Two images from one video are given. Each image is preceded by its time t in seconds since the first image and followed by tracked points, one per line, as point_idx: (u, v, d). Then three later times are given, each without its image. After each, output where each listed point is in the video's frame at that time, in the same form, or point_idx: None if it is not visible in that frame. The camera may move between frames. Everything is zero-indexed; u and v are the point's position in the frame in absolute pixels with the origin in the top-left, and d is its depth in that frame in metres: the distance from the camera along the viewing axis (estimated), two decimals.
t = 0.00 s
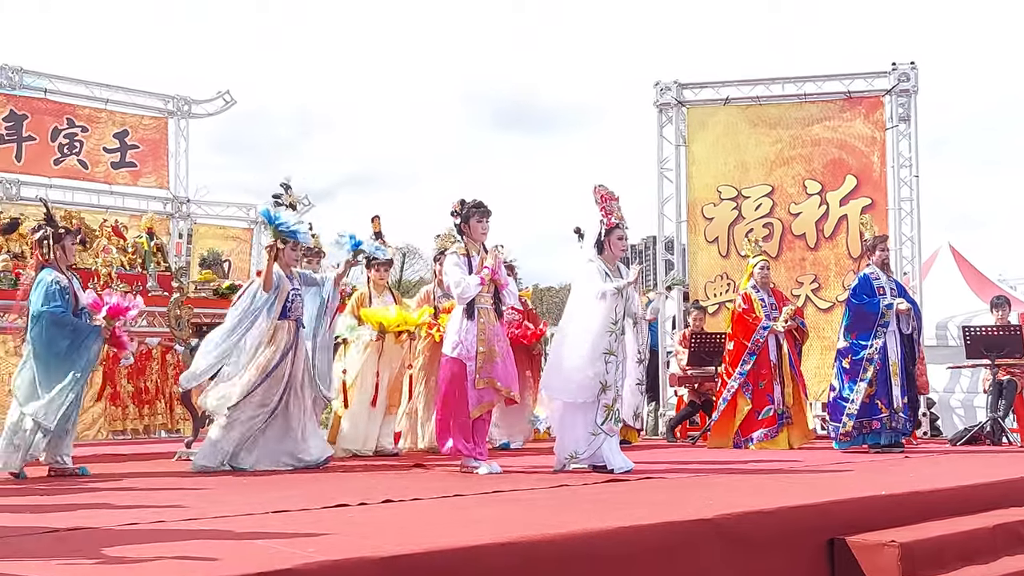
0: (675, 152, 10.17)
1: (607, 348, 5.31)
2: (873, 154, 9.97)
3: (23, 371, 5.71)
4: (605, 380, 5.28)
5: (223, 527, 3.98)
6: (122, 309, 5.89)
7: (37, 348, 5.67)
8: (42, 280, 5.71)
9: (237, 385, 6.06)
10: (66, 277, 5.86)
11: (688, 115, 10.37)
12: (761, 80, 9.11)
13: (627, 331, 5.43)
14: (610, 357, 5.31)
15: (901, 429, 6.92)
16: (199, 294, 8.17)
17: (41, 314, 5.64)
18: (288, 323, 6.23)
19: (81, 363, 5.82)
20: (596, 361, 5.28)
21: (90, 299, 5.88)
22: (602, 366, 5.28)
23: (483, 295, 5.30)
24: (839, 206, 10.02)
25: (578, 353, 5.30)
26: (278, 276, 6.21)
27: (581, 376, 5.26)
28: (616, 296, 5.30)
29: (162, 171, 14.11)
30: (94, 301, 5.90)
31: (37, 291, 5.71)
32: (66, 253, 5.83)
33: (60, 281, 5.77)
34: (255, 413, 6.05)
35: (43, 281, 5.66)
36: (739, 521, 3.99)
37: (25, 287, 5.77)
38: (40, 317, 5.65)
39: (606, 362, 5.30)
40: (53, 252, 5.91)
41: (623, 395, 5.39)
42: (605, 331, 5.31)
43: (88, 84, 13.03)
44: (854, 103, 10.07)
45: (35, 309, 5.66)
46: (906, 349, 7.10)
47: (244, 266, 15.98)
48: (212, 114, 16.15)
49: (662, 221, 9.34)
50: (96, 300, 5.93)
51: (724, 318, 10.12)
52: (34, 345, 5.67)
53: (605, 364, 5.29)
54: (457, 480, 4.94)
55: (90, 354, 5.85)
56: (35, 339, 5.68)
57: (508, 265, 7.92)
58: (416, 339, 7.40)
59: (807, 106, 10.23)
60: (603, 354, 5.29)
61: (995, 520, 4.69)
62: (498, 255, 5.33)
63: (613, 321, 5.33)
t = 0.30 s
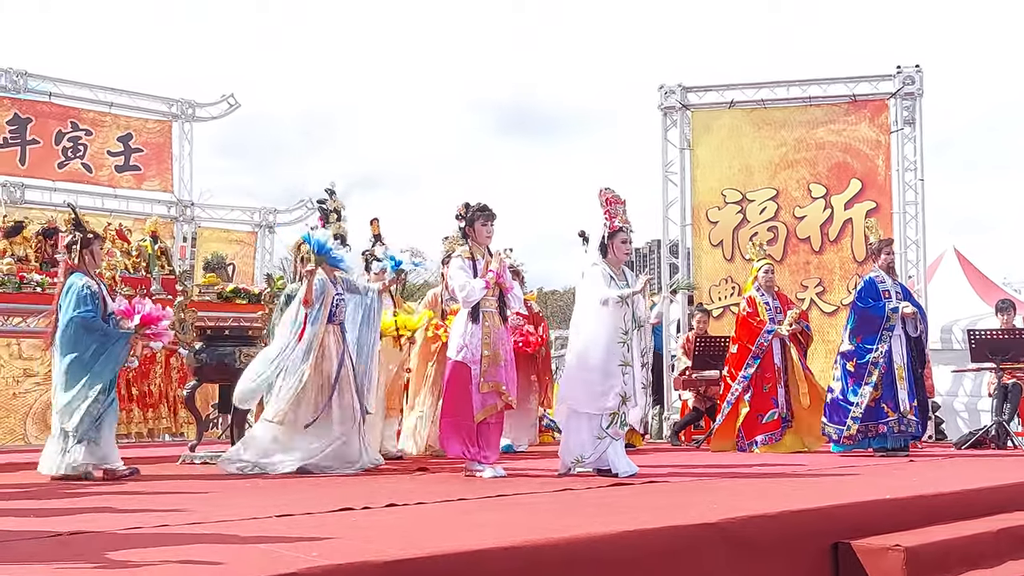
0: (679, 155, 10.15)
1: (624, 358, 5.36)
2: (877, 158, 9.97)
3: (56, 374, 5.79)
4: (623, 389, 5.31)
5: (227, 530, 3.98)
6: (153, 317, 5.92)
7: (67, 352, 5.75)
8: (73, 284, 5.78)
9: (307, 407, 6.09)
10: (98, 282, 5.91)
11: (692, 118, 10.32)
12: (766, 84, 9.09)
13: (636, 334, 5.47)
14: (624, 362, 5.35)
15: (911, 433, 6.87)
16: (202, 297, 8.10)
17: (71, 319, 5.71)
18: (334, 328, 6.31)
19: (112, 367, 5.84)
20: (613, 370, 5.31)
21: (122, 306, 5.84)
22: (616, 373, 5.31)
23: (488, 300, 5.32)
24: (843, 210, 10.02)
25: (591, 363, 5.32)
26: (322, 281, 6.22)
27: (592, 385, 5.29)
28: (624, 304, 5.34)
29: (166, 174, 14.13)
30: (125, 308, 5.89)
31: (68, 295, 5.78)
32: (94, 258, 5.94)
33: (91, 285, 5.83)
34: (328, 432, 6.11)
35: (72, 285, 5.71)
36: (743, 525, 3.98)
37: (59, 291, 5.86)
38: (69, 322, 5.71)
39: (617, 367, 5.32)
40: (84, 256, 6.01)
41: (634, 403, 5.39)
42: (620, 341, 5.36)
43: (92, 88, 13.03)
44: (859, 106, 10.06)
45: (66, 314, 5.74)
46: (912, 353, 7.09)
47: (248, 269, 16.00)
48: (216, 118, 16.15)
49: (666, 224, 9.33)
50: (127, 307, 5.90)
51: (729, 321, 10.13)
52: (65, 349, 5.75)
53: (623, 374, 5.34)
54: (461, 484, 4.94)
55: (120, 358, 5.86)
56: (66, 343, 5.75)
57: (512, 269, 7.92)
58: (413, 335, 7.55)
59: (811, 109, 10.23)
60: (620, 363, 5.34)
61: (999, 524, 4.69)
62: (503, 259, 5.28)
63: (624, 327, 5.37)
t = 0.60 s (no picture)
0: (681, 159, 10.15)
1: (622, 371, 5.33)
2: (879, 162, 9.97)
3: (82, 375, 5.60)
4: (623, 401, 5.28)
5: (227, 535, 3.97)
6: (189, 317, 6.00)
7: (97, 352, 5.58)
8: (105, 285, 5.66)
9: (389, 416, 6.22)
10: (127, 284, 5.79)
11: (694, 123, 10.34)
12: (767, 88, 9.09)
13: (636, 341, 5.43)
14: (621, 372, 5.33)
15: (912, 438, 6.88)
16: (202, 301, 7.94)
17: (103, 318, 5.56)
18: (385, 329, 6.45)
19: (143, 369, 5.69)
20: (613, 381, 5.30)
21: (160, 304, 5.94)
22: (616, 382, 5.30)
23: (490, 303, 5.32)
24: (845, 214, 10.02)
25: (593, 371, 5.34)
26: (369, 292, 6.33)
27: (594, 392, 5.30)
28: (624, 311, 5.33)
29: (167, 179, 14.08)
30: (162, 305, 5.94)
31: (100, 296, 5.65)
32: (124, 261, 5.85)
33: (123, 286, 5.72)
34: (405, 436, 6.27)
35: (106, 286, 5.59)
36: (745, 529, 3.97)
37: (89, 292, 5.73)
38: (102, 321, 5.57)
39: (618, 375, 5.32)
40: (112, 260, 5.91)
41: (637, 410, 5.39)
42: (617, 353, 5.34)
43: (93, 92, 13.02)
44: (860, 110, 10.08)
45: (97, 314, 5.60)
46: (912, 357, 7.10)
47: (249, 273, 16.00)
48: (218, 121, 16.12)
49: (668, 229, 9.33)
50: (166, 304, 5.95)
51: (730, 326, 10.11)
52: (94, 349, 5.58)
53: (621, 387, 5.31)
54: (462, 488, 4.93)
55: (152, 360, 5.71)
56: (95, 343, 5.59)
57: (515, 273, 7.89)
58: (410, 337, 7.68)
59: (813, 114, 10.23)
60: (619, 376, 5.31)
61: (1001, 528, 4.68)
62: (504, 263, 5.35)
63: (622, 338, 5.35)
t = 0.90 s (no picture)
0: (680, 162, 10.16)
1: (606, 380, 5.33)
2: (878, 164, 9.97)
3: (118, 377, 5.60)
4: (609, 409, 5.28)
5: (226, 537, 3.97)
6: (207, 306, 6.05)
7: (131, 351, 5.57)
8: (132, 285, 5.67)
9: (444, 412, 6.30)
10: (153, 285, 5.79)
11: (693, 125, 10.35)
12: (767, 90, 9.10)
13: (631, 345, 5.41)
14: (611, 379, 5.31)
15: (912, 440, 6.90)
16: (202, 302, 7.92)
17: (134, 318, 5.56)
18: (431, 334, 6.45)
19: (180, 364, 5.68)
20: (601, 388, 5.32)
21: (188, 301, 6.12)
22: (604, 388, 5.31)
23: (489, 305, 5.32)
24: (844, 216, 10.02)
25: (595, 376, 5.36)
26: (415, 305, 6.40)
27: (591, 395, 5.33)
28: (620, 318, 5.32)
29: (166, 181, 14.09)
30: (186, 301, 6.25)
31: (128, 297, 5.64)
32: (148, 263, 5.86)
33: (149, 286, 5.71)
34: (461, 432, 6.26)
35: (132, 285, 5.59)
36: (744, 531, 3.97)
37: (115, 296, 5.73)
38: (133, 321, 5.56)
39: (607, 380, 5.32)
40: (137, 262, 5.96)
41: (636, 408, 5.38)
42: (603, 361, 5.34)
43: (92, 93, 13.01)
44: (859, 112, 10.08)
45: (127, 315, 5.59)
46: (910, 360, 7.12)
47: (248, 275, 15.99)
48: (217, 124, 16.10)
49: (668, 230, 9.33)
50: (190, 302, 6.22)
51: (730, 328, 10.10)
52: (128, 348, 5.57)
53: (603, 396, 5.31)
54: (461, 490, 4.93)
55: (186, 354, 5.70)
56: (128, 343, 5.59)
57: (516, 275, 7.92)
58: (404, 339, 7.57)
59: (812, 116, 10.23)
60: (602, 385, 5.32)
61: (1001, 531, 4.68)
62: (504, 266, 5.34)
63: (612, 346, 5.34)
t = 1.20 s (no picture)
0: (679, 164, 10.16)
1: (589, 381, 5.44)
2: (876, 166, 9.97)
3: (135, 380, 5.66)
4: (612, 411, 5.35)
5: (224, 538, 3.97)
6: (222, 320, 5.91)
7: (154, 352, 5.68)
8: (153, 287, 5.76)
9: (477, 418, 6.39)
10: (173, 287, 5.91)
11: (692, 127, 10.34)
12: (765, 93, 9.09)
13: (631, 346, 5.50)
14: (611, 380, 5.40)
15: (911, 442, 6.91)
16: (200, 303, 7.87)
17: (158, 319, 5.68)
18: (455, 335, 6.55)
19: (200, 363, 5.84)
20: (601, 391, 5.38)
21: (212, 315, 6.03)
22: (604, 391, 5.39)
23: (488, 307, 5.34)
24: (842, 218, 10.02)
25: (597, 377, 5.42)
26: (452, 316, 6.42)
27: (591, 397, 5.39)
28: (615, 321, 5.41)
29: (165, 182, 14.10)
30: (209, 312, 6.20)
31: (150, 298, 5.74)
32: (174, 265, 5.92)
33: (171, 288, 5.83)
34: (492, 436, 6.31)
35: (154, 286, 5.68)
36: (742, 533, 3.97)
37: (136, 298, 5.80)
38: (157, 322, 5.67)
39: (609, 381, 5.41)
40: (161, 264, 6.00)
41: (639, 406, 5.47)
42: (591, 361, 5.46)
43: (91, 94, 12.99)
44: (858, 114, 10.07)
45: (151, 317, 5.68)
46: (908, 361, 7.13)
47: (247, 276, 15.97)
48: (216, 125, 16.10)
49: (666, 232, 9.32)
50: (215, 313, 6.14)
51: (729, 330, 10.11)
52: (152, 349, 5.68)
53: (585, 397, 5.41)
54: (460, 492, 4.93)
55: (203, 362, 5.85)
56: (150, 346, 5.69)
57: (516, 277, 7.93)
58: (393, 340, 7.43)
59: (810, 119, 10.23)
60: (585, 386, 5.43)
61: (999, 533, 4.68)
62: (503, 267, 5.37)
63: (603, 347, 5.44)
